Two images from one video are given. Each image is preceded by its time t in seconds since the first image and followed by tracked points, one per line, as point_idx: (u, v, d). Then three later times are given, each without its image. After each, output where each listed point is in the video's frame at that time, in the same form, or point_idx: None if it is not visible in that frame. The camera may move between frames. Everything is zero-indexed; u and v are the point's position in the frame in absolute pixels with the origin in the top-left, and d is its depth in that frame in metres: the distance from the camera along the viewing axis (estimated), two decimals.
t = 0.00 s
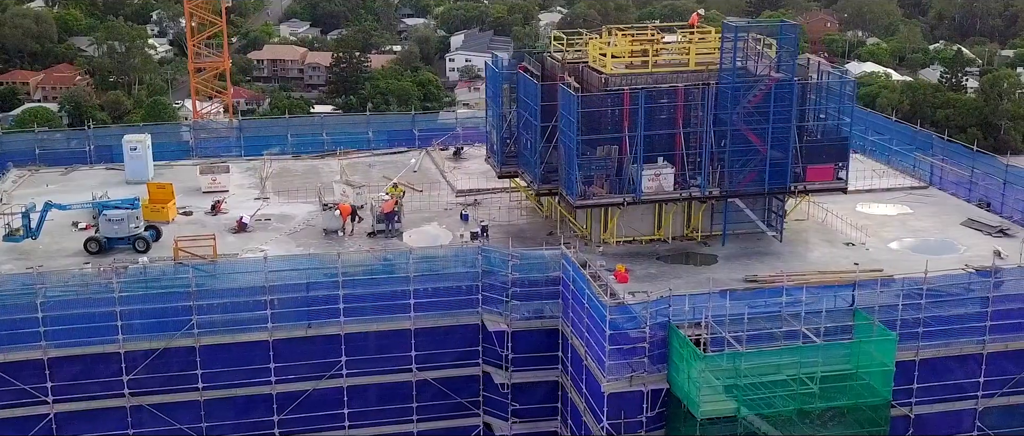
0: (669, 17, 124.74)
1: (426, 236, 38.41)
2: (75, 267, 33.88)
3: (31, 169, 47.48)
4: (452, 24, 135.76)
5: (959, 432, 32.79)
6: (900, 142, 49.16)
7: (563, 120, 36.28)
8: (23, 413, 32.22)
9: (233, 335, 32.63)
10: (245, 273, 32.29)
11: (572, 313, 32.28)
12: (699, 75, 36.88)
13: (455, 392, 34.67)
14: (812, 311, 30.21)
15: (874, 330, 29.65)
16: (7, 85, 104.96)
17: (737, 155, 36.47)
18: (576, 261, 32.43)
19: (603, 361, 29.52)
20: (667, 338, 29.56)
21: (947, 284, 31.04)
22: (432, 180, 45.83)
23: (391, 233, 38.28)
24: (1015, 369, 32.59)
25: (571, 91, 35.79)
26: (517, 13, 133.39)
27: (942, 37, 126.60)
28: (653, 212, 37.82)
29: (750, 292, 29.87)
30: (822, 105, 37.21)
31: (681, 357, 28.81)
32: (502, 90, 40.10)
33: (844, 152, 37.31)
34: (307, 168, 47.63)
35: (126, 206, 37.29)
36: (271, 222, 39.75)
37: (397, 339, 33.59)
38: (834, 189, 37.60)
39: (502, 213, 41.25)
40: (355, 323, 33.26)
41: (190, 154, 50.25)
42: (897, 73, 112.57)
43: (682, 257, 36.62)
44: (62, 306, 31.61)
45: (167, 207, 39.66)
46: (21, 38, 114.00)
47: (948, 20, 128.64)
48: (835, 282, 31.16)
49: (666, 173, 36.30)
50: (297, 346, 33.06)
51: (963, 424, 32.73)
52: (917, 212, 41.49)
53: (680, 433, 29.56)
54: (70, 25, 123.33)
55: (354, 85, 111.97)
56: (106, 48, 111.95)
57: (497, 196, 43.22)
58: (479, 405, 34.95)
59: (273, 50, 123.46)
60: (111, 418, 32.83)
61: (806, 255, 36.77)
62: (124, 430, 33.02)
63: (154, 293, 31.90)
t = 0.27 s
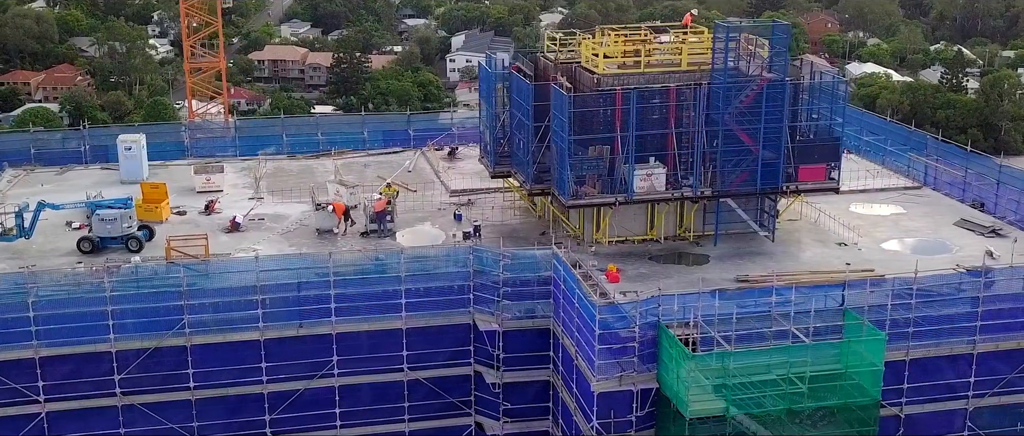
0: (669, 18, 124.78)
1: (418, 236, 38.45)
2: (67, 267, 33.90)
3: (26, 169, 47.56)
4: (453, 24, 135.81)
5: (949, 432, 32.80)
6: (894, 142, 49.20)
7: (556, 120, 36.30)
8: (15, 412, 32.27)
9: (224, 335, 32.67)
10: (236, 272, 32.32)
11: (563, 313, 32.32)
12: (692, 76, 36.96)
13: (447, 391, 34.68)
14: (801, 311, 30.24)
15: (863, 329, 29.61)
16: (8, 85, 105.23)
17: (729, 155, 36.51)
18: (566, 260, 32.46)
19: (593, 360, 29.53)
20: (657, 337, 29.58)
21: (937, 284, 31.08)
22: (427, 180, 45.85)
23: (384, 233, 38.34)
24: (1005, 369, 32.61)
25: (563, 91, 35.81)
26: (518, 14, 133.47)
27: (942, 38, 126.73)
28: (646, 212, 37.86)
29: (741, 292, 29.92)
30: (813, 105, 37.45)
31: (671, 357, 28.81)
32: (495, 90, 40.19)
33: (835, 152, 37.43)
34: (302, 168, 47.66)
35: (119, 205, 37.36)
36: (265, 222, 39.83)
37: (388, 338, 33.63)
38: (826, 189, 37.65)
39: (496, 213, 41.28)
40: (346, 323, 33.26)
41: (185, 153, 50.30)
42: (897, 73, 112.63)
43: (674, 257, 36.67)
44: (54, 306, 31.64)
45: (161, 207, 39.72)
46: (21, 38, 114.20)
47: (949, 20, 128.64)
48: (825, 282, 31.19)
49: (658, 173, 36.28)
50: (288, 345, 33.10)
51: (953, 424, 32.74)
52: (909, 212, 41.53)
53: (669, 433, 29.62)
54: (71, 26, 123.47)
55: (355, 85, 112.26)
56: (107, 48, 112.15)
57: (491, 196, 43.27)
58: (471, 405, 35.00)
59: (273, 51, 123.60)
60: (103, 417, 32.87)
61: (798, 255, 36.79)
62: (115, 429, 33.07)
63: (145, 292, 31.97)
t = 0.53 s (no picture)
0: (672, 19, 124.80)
1: (413, 235, 38.49)
2: (61, 265, 33.99)
3: (23, 169, 47.67)
4: (455, 25, 135.90)
5: (942, 433, 32.78)
6: (891, 142, 49.28)
7: (550, 120, 36.32)
8: (9, 411, 32.34)
9: (217, 334, 32.72)
10: (230, 271, 32.36)
11: (556, 312, 32.33)
12: (686, 76, 37.11)
13: (440, 391, 34.76)
14: (793, 310, 30.24)
15: (855, 329, 29.61)
16: (12, 85, 105.45)
17: (722, 155, 36.51)
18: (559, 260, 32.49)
19: (584, 360, 29.55)
20: (648, 337, 29.60)
21: (929, 283, 31.13)
22: (423, 180, 45.89)
23: (379, 233, 38.42)
24: (998, 369, 32.59)
25: (556, 91, 35.83)
26: (521, 14, 133.62)
27: (945, 39, 126.93)
28: (640, 212, 37.90)
29: (733, 291, 29.95)
30: (808, 105, 37.64)
31: (662, 357, 28.78)
32: (490, 89, 40.25)
33: (829, 152, 37.35)
34: (298, 167, 47.73)
35: (114, 205, 37.47)
36: (260, 221, 39.93)
37: (381, 338, 33.68)
38: (820, 189, 37.59)
39: (491, 213, 41.34)
40: (340, 322, 33.32)
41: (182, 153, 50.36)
42: (900, 74, 112.62)
43: (668, 257, 36.71)
44: (47, 304, 31.71)
45: (157, 206, 39.82)
46: (24, 38, 114.41)
47: (952, 21, 128.61)
48: (817, 282, 31.23)
49: (652, 173, 36.25)
50: (281, 344, 33.16)
51: (946, 424, 32.73)
52: (904, 212, 41.56)
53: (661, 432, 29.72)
54: (74, 27, 123.66)
55: (357, 85, 112.34)
56: (110, 48, 112.36)
57: (487, 196, 43.30)
58: (464, 404, 35.06)
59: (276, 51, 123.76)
60: (97, 415, 32.95)
61: (793, 255, 36.82)
62: (109, 428, 33.13)
63: (139, 291, 32.04)
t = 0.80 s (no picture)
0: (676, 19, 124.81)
1: (406, 235, 38.56)
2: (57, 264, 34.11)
3: (22, 169, 47.78)
4: (459, 24, 135.92)
5: (936, 433, 32.77)
6: (889, 143, 49.43)
7: (545, 120, 36.35)
8: (4, 410, 32.43)
9: (211, 333, 32.76)
10: (224, 271, 32.38)
11: (549, 312, 32.37)
12: (681, 75, 37.08)
13: (435, 389, 34.82)
14: (785, 310, 30.27)
15: (847, 329, 29.52)
16: (16, 85, 105.73)
17: (717, 155, 36.54)
18: (553, 259, 32.53)
19: (576, 359, 29.57)
20: (640, 336, 29.62)
21: (923, 284, 31.11)
22: (420, 180, 45.94)
23: (374, 233, 38.49)
24: (991, 369, 32.55)
25: (551, 91, 35.85)
26: (525, 15, 133.64)
27: (949, 39, 126.82)
28: (635, 212, 37.93)
29: (726, 290, 30.00)
30: (804, 105, 37.50)
31: (654, 357, 28.79)
32: (486, 89, 40.30)
33: (824, 152, 37.47)
34: (296, 167, 47.80)
35: (110, 204, 37.56)
36: (256, 221, 40.02)
37: (376, 337, 33.73)
38: (814, 189, 37.69)
39: (487, 213, 41.36)
40: (334, 321, 33.35)
41: (180, 152, 50.45)
42: (904, 74, 112.47)
43: (663, 257, 36.72)
44: (41, 303, 31.77)
45: (153, 205, 39.92)
46: (29, 37, 114.65)
47: (957, 21, 128.46)
48: (810, 282, 31.23)
49: (647, 173, 36.34)
50: (275, 343, 33.19)
51: (939, 424, 32.70)
52: (901, 212, 41.55)
53: (653, 432, 29.86)
54: (79, 27, 123.95)
55: (360, 85, 112.35)
56: (113, 47, 112.53)
57: (483, 196, 43.34)
58: (458, 404, 35.09)
59: (279, 51, 123.92)
60: (91, 414, 33.03)
61: (788, 255, 36.81)
62: (103, 427, 33.21)
63: (133, 290, 32.11)
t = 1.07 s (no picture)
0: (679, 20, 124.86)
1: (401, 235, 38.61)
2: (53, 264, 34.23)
3: (20, 168, 47.89)
4: (462, 24, 136.05)
5: (929, 433, 32.72)
6: (886, 143, 49.28)
7: (539, 120, 36.38)
8: None
9: (205, 332, 32.81)
10: (218, 270, 32.43)
11: (542, 311, 32.40)
12: (675, 76, 37.16)
13: (428, 389, 34.82)
14: (776, 310, 30.26)
15: (839, 329, 29.56)
16: (20, 85, 105.98)
17: (712, 155, 36.56)
18: (545, 260, 32.55)
19: (568, 359, 29.60)
20: (632, 336, 29.65)
21: (916, 284, 31.12)
22: (416, 180, 45.98)
23: (369, 233, 38.53)
24: (984, 369, 32.48)
25: (545, 91, 35.89)
26: (528, 15, 133.71)
27: (953, 39, 126.75)
28: (629, 212, 37.96)
29: (718, 290, 29.98)
30: (798, 105, 37.59)
31: (645, 356, 28.77)
32: (482, 89, 40.35)
33: (819, 152, 37.29)
34: (293, 167, 47.87)
35: (106, 204, 37.64)
36: (252, 220, 40.11)
37: (369, 336, 33.75)
38: (809, 189, 37.58)
39: (483, 213, 41.40)
40: (327, 321, 33.37)
41: (178, 152, 50.52)
42: (908, 74, 112.37)
43: (658, 257, 36.73)
44: (35, 303, 31.84)
45: (149, 205, 40.00)
46: (33, 37, 114.94)
47: (961, 21, 128.36)
48: (802, 282, 31.23)
49: (641, 173, 36.37)
50: (268, 343, 33.22)
51: (932, 425, 32.66)
52: (897, 212, 41.54)
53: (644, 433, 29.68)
54: (83, 27, 124.17)
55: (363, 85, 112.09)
56: (118, 48, 112.79)
57: (479, 196, 43.36)
58: (452, 403, 35.11)
59: (283, 51, 124.04)
60: (85, 413, 33.09)
61: (782, 255, 36.80)
62: (97, 426, 33.26)
63: (126, 289, 32.19)
